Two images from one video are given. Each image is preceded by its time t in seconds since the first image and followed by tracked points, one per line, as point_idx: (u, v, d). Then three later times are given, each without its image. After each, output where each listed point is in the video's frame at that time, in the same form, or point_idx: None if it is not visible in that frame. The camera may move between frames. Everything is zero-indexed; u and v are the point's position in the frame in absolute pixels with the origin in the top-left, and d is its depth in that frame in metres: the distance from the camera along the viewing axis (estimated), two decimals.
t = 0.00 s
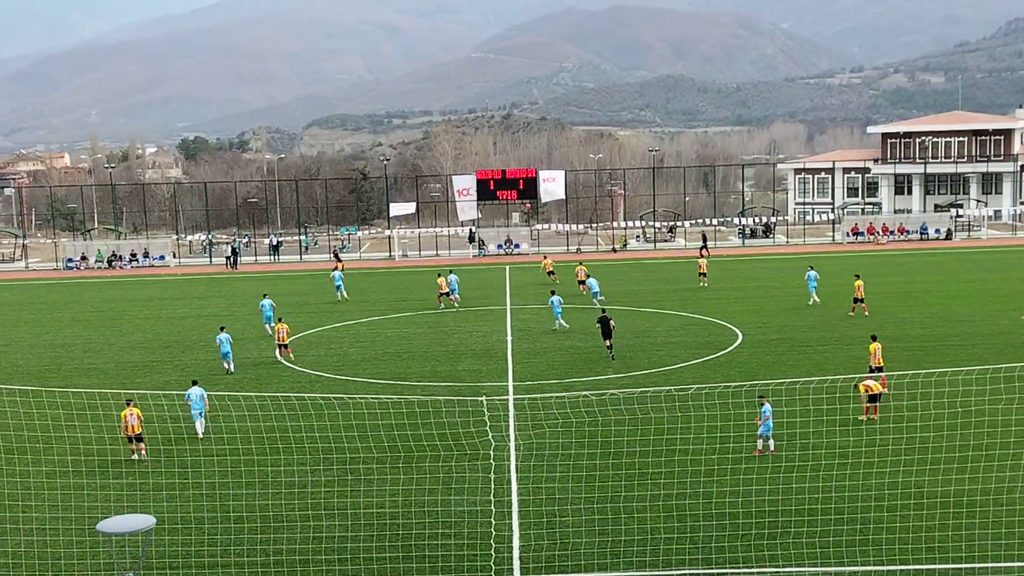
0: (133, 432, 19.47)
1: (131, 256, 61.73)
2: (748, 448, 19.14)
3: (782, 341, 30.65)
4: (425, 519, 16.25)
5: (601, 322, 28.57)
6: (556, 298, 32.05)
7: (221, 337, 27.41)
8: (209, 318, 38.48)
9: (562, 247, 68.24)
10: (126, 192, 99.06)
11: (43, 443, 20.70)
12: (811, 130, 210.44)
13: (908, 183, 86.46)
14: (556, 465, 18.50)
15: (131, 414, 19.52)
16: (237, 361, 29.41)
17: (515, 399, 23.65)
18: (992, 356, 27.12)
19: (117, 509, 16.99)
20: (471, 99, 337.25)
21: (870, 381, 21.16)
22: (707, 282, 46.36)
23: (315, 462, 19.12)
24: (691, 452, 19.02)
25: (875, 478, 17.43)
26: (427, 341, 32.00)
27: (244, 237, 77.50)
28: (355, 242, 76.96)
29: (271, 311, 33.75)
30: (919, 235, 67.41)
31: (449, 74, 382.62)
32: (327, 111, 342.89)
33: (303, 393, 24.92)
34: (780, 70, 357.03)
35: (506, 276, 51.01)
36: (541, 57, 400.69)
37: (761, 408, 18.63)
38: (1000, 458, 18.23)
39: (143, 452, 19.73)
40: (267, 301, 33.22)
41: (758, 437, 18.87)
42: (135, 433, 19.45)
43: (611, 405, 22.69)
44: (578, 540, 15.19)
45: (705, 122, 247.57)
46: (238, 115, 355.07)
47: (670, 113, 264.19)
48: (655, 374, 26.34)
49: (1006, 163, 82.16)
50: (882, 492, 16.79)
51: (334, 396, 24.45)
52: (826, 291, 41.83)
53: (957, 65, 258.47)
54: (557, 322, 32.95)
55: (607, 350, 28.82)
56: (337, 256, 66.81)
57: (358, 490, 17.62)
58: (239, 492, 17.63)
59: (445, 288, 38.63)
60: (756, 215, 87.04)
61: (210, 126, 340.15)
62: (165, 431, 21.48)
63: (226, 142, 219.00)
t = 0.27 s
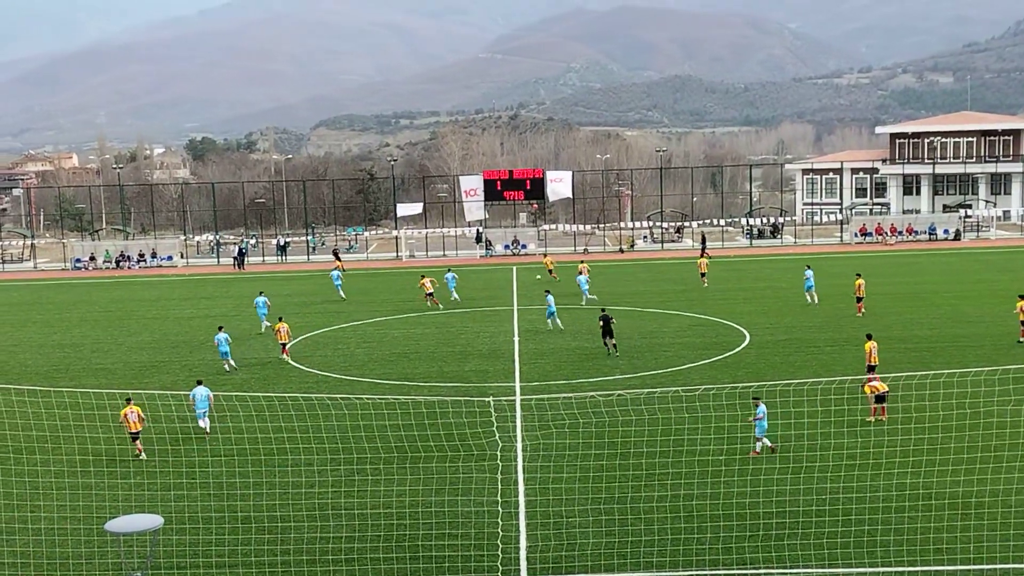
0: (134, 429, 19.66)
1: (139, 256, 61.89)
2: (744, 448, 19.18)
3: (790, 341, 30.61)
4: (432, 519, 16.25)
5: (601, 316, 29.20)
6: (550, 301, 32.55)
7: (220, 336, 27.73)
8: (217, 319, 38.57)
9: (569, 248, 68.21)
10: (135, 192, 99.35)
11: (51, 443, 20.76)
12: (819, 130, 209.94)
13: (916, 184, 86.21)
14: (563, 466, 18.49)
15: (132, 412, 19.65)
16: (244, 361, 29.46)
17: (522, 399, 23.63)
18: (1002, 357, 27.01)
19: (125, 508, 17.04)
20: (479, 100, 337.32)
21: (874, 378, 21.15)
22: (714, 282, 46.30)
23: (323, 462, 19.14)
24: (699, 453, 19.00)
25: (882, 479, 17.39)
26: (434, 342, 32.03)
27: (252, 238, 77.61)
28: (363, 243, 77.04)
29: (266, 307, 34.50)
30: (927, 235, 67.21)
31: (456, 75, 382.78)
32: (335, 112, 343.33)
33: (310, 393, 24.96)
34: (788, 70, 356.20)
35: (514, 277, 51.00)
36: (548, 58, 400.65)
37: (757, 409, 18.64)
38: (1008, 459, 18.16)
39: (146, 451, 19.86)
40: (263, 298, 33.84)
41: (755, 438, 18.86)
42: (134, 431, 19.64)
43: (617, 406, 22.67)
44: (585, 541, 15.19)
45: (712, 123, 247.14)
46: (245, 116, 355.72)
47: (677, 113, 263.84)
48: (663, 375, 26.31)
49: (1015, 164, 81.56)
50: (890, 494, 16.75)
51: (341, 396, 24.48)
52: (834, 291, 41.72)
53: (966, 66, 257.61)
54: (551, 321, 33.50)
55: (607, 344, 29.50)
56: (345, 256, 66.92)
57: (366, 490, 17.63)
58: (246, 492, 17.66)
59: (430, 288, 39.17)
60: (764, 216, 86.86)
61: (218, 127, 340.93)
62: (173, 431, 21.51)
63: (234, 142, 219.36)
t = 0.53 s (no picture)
0: (135, 427, 19.90)
1: (149, 257, 62.10)
2: (742, 448, 19.23)
3: (799, 342, 30.56)
4: (441, 520, 16.27)
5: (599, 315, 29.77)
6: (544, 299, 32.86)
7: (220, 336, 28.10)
8: (228, 319, 38.66)
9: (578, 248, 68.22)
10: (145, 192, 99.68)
11: (62, 443, 20.83)
12: (829, 130, 209.39)
13: (926, 184, 85.92)
14: (573, 467, 18.48)
15: (132, 410, 19.94)
16: (254, 361, 29.53)
17: (531, 399, 23.60)
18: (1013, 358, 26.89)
19: (135, 508, 17.09)
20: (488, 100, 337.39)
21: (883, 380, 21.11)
22: (724, 283, 46.24)
23: (333, 462, 19.17)
24: (709, 454, 18.96)
25: (892, 480, 17.35)
26: (444, 342, 32.06)
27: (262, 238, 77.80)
28: (372, 243, 77.16)
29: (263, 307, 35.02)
30: (938, 236, 67.01)
31: (466, 75, 383.09)
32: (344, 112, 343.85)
33: (320, 393, 25.03)
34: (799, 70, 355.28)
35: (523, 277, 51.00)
36: (557, 58, 400.49)
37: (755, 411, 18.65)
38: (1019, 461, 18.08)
39: (145, 448, 20.09)
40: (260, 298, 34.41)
41: (753, 438, 18.91)
42: (136, 428, 19.86)
43: (626, 406, 22.66)
44: (594, 542, 15.19)
45: (722, 123, 246.76)
46: (255, 117, 356.52)
47: (687, 114, 263.55)
48: (672, 376, 26.27)
49: None
50: (901, 495, 16.70)
51: (350, 397, 24.53)
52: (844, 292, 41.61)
53: (976, 66, 256.62)
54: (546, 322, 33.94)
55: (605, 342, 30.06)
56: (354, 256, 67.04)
57: (375, 491, 17.65)
58: (255, 492, 17.70)
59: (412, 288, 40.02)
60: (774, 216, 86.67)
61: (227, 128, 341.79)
62: (182, 431, 21.57)
63: (244, 143, 219.84)
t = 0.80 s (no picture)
0: (133, 421, 20.33)
1: (161, 257, 62.31)
2: (739, 449, 19.28)
3: (811, 343, 30.48)
4: (452, 520, 16.25)
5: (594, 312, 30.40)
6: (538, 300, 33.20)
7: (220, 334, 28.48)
8: (239, 319, 38.80)
9: (589, 248, 68.15)
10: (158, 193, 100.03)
11: (74, 443, 20.89)
12: (841, 130, 208.66)
13: (940, 185, 85.46)
14: (585, 467, 18.46)
15: (131, 404, 20.40)
16: (265, 361, 29.62)
17: (542, 399, 23.55)
18: None
19: (147, 507, 17.15)
20: (499, 100, 337.31)
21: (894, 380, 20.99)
22: (735, 283, 46.16)
23: (344, 462, 19.19)
24: (719, 455, 18.93)
25: (904, 481, 17.27)
26: (455, 342, 32.11)
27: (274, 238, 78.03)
28: (384, 243, 77.24)
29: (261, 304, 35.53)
30: (950, 236, 66.71)
31: (477, 76, 383.20)
32: (355, 113, 344.37)
33: (330, 393, 25.08)
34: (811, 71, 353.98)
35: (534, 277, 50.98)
36: (569, 58, 400.18)
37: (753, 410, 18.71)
38: None
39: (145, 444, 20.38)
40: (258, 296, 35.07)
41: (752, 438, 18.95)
42: (134, 422, 20.33)
43: (636, 407, 22.65)
44: (606, 543, 15.15)
45: (734, 123, 246.25)
46: (266, 118, 357.38)
47: (698, 114, 263.02)
48: (683, 376, 26.22)
49: None
50: (913, 496, 16.61)
51: (361, 396, 24.58)
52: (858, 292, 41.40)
53: (990, 66, 255.23)
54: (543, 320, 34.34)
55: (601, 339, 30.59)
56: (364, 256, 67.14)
57: (386, 491, 17.64)
58: (266, 492, 17.73)
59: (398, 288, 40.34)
60: (785, 215, 86.35)
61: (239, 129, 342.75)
62: (193, 430, 21.63)
63: (256, 143, 220.47)
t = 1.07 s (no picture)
0: (132, 418, 20.73)
1: (175, 257, 62.58)
2: (740, 448, 19.30)
3: (825, 343, 30.37)
4: (465, 520, 16.28)
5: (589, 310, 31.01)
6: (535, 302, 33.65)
7: (218, 334, 28.80)
8: (252, 318, 38.91)
9: (602, 249, 68.10)
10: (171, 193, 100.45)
11: (88, 442, 21.00)
12: (855, 131, 207.86)
13: (954, 185, 85.04)
14: (597, 468, 18.43)
15: (129, 401, 20.77)
16: (279, 361, 29.71)
17: (554, 400, 23.53)
18: None
19: (160, 506, 17.22)
20: (511, 100, 337.36)
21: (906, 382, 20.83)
22: (748, 284, 46.09)
23: (356, 462, 19.23)
24: (732, 456, 18.86)
25: (918, 482, 17.19)
26: (468, 342, 32.13)
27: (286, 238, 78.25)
28: (396, 243, 77.29)
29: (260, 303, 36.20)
30: (965, 237, 66.39)
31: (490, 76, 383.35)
32: (368, 113, 345.02)
33: (343, 393, 25.13)
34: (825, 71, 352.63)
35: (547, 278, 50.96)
36: (582, 59, 399.87)
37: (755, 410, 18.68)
38: None
39: (141, 439, 20.92)
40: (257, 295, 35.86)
41: (754, 439, 18.93)
42: (132, 419, 20.73)
43: (649, 407, 22.62)
44: (618, 543, 15.14)
45: (747, 124, 245.65)
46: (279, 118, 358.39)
47: (712, 114, 262.51)
48: (696, 377, 26.18)
49: None
50: (927, 498, 16.53)
51: (374, 396, 24.61)
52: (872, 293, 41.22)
53: (1005, 66, 253.83)
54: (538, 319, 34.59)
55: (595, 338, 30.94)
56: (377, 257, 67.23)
57: (397, 491, 17.66)
58: (279, 491, 17.79)
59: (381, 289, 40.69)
60: (799, 216, 86.12)
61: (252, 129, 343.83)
62: (206, 429, 21.70)
63: (269, 143, 221.14)
